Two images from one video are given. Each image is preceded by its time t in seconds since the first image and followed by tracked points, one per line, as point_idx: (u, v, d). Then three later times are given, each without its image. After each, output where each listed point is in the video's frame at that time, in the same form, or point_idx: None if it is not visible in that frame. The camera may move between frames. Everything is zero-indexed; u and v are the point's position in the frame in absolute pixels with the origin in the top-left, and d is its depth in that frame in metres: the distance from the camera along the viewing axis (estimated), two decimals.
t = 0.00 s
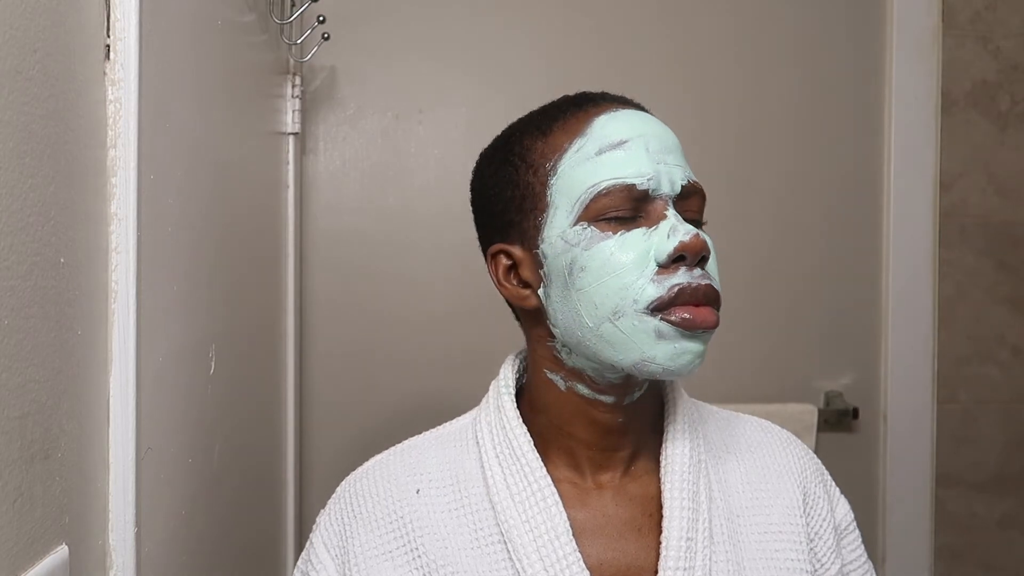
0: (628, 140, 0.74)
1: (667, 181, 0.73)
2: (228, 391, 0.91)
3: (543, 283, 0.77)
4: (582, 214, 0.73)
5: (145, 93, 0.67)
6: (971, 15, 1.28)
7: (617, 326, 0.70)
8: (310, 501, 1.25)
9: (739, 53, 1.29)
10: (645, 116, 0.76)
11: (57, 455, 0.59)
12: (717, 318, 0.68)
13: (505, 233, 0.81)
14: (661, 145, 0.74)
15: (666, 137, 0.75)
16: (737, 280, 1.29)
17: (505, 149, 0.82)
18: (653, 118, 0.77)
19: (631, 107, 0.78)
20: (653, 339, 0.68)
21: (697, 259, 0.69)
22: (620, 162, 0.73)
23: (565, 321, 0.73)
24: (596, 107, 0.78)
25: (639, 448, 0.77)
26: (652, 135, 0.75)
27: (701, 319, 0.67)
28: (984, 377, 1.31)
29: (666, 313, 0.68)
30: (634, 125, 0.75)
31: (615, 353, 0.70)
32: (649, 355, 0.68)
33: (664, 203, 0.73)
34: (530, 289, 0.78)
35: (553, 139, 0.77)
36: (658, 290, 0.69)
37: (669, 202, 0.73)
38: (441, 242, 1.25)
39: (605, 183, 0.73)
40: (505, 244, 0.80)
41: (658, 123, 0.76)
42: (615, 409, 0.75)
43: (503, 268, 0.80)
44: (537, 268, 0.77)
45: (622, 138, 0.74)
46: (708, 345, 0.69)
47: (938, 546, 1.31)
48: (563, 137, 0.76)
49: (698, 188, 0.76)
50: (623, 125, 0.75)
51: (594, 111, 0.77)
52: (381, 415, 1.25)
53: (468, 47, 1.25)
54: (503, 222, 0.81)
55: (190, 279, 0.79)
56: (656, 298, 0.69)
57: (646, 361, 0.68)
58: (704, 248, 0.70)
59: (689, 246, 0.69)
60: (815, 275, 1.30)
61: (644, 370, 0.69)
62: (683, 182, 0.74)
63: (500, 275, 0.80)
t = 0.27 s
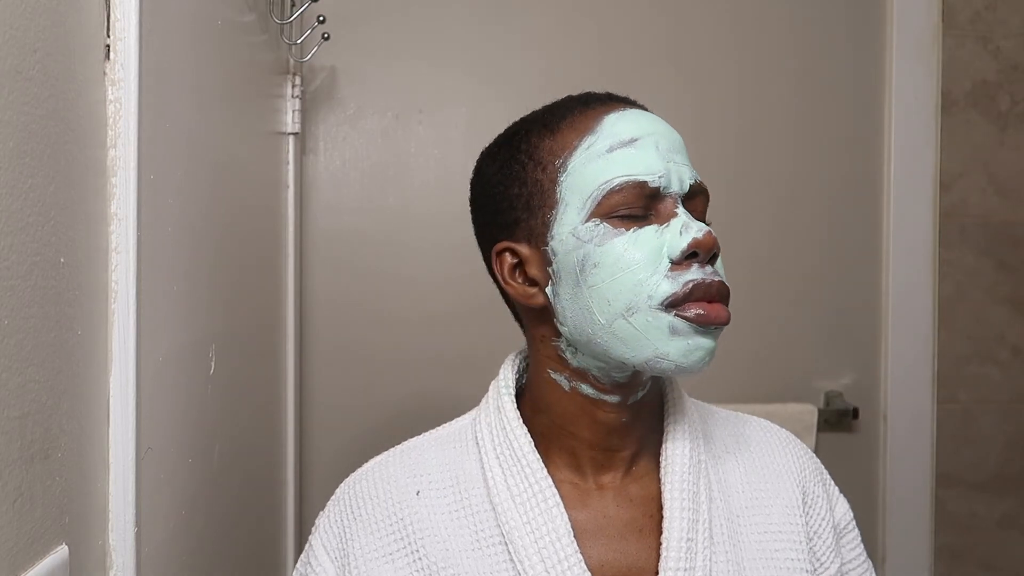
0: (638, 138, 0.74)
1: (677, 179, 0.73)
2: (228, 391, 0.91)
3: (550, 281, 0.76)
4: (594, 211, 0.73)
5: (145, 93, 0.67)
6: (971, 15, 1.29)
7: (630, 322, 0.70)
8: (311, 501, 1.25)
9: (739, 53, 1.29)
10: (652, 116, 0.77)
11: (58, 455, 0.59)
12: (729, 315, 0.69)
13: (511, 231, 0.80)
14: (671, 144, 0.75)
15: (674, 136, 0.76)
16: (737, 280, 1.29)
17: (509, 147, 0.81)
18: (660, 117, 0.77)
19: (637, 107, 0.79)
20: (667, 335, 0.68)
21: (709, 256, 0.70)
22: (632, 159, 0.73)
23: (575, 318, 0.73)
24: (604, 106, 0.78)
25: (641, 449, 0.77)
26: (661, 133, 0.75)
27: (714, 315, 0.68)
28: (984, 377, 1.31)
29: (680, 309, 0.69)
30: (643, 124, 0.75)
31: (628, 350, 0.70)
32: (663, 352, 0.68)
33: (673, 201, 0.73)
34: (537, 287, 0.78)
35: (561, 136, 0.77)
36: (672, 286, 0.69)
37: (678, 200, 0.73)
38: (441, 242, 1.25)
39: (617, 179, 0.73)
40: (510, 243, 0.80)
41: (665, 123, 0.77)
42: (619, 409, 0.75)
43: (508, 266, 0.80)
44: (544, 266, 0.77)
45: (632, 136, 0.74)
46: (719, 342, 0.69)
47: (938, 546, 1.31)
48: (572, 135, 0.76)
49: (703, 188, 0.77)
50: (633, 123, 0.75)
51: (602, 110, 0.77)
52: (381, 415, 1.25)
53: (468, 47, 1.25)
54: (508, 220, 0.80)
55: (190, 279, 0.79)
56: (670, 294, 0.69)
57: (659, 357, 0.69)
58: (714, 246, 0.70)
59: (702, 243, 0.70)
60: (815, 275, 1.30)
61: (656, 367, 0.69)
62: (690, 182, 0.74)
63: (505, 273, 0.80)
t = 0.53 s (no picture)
0: (645, 135, 0.74)
1: (682, 177, 0.74)
2: (228, 391, 0.91)
3: (555, 278, 0.76)
4: (601, 206, 0.73)
5: (145, 93, 0.67)
6: (971, 15, 1.29)
7: (638, 317, 0.70)
8: (310, 501, 1.25)
9: (739, 53, 1.29)
10: (656, 116, 0.77)
11: (58, 455, 0.59)
12: (734, 310, 0.70)
13: (514, 227, 0.80)
14: (675, 142, 0.75)
15: (677, 136, 0.77)
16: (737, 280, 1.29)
17: (512, 144, 0.81)
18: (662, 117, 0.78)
19: (639, 107, 0.79)
20: (674, 329, 0.69)
21: (714, 252, 0.71)
22: (639, 155, 0.73)
23: (581, 314, 0.73)
24: (608, 105, 0.78)
25: (640, 448, 0.77)
26: (666, 131, 0.76)
27: (721, 310, 0.68)
28: (984, 377, 1.31)
29: (688, 303, 0.69)
30: (649, 122, 0.76)
31: (635, 345, 0.70)
32: (670, 347, 0.69)
33: (678, 198, 0.74)
34: (541, 284, 0.78)
35: (566, 133, 0.77)
36: (680, 281, 0.69)
37: (682, 198, 0.74)
38: (440, 242, 1.25)
39: (625, 175, 0.73)
40: (514, 239, 0.80)
41: (668, 123, 0.77)
42: (621, 408, 0.75)
43: (511, 262, 0.79)
44: (549, 263, 0.77)
45: (639, 133, 0.75)
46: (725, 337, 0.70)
47: (938, 546, 1.31)
48: (577, 132, 0.77)
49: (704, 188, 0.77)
50: (638, 121, 0.76)
51: (606, 108, 0.78)
52: (380, 415, 1.25)
53: (468, 47, 1.25)
54: (512, 216, 0.80)
55: (190, 279, 0.79)
56: (679, 289, 0.69)
57: (666, 352, 0.69)
58: (720, 242, 0.71)
59: (708, 239, 0.70)
60: (815, 275, 1.30)
61: (663, 362, 0.69)
62: (694, 180, 0.75)
63: (508, 270, 0.80)
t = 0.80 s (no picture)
0: (646, 134, 0.75)
1: (683, 176, 0.74)
2: (228, 391, 0.91)
3: (558, 276, 0.76)
4: (604, 204, 0.73)
5: (145, 94, 0.67)
6: (971, 15, 1.29)
7: (642, 314, 0.70)
8: (310, 501, 1.25)
9: (738, 53, 1.29)
10: (656, 115, 0.78)
11: (58, 455, 0.59)
12: (737, 307, 0.70)
13: (516, 227, 0.80)
14: (676, 141, 0.76)
15: (677, 135, 0.77)
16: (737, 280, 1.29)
17: (513, 143, 0.81)
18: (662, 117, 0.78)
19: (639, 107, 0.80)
20: (679, 326, 0.69)
21: (717, 249, 0.71)
22: (641, 153, 0.74)
23: (584, 312, 0.73)
24: (609, 104, 0.78)
25: (640, 448, 0.77)
26: (667, 130, 0.76)
27: (725, 307, 0.69)
28: (984, 377, 1.31)
29: (692, 300, 0.69)
30: (650, 120, 0.76)
31: (639, 343, 0.70)
32: (675, 344, 0.69)
33: (680, 196, 0.74)
34: (543, 283, 0.78)
35: (568, 132, 0.77)
36: (685, 277, 0.69)
37: (684, 197, 0.74)
38: (440, 242, 1.25)
39: (628, 172, 0.73)
40: (515, 238, 0.80)
41: (668, 123, 0.78)
42: (622, 407, 0.75)
43: (512, 261, 0.79)
44: (551, 262, 0.76)
45: (641, 131, 0.75)
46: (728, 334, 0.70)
47: (938, 546, 1.31)
48: (579, 131, 0.77)
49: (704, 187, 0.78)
50: (640, 120, 0.76)
51: (607, 108, 0.78)
52: (380, 415, 1.25)
53: (467, 47, 1.25)
54: (513, 215, 0.80)
55: (190, 280, 0.79)
56: (683, 286, 0.69)
57: (671, 349, 0.69)
58: (723, 239, 0.71)
59: (712, 236, 0.70)
60: (815, 275, 1.30)
61: (667, 359, 0.69)
62: (694, 179, 0.75)
63: (509, 268, 0.79)
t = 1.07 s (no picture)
0: (650, 133, 0.75)
1: (687, 175, 0.74)
2: (228, 390, 0.91)
3: (562, 275, 0.76)
4: (608, 202, 0.74)
5: (145, 94, 0.67)
6: (971, 15, 1.29)
7: (648, 311, 0.70)
8: (310, 501, 1.25)
9: (739, 53, 1.29)
10: (659, 116, 0.78)
11: (58, 455, 0.59)
12: (742, 305, 0.70)
13: (519, 226, 0.80)
14: (680, 141, 0.76)
15: (680, 135, 0.77)
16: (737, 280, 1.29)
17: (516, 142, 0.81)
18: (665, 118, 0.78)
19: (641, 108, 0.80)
20: (684, 323, 0.69)
21: (721, 247, 0.71)
22: (646, 152, 0.74)
23: (589, 310, 0.73)
24: (612, 105, 0.79)
25: (641, 447, 0.77)
26: (671, 131, 0.76)
27: (730, 304, 0.69)
28: (984, 377, 1.31)
29: (698, 298, 0.69)
30: (654, 120, 0.76)
31: (644, 340, 0.70)
32: (680, 341, 0.69)
33: (684, 196, 0.74)
34: (547, 281, 0.78)
35: (571, 132, 0.77)
36: (690, 275, 0.70)
37: (688, 196, 0.74)
38: (441, 242, 1.25)
39: (632, 171, 0.73)
40: (519, 237, 0.79)
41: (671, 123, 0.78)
42: (625, 406, 0.75)
43: (516, 260, 0.79)
44: (555, 260, 0.76)
45: (645, 131, 0.75)
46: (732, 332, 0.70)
47: (938, 546, 1.31)
48: (583, 131, 0.77)
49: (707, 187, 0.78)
50: (644, 119, 0.76)
51: (611, 108, 0.78)
52: (380, 414, 1.25)
53: (468, 47, 1.25)
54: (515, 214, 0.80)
55: (190, 279, 0.79)
56: (689, 283, 0.69)
57: (676, 346, 0.69)
58: (727, 238, 0.72)
59: (716, 234, 0.71)
60: (815, 275, 1.30)
61: (673, 357, 0.69)
62: (698, 179, 0.76)
63: (512, 267, 0.79)
